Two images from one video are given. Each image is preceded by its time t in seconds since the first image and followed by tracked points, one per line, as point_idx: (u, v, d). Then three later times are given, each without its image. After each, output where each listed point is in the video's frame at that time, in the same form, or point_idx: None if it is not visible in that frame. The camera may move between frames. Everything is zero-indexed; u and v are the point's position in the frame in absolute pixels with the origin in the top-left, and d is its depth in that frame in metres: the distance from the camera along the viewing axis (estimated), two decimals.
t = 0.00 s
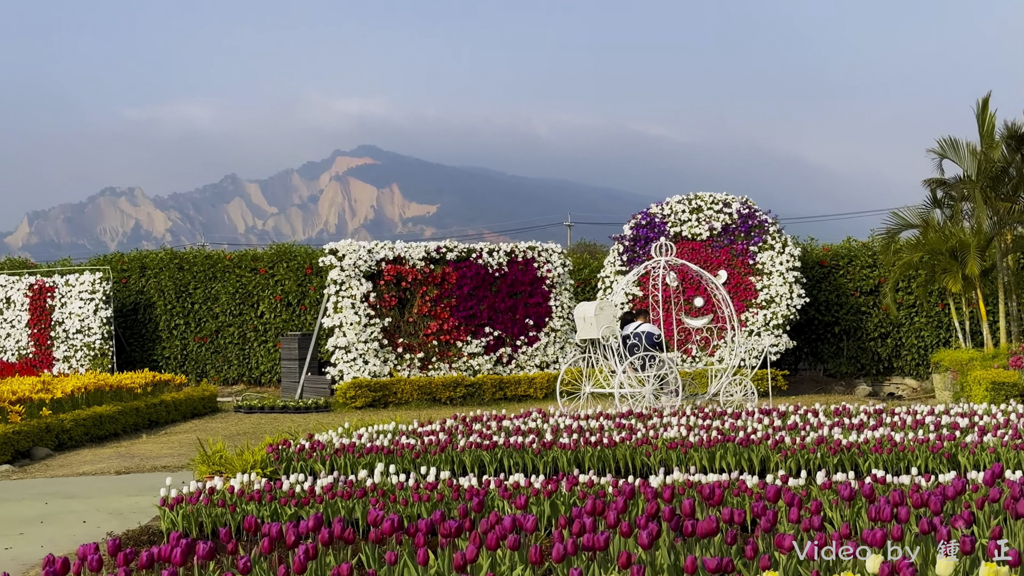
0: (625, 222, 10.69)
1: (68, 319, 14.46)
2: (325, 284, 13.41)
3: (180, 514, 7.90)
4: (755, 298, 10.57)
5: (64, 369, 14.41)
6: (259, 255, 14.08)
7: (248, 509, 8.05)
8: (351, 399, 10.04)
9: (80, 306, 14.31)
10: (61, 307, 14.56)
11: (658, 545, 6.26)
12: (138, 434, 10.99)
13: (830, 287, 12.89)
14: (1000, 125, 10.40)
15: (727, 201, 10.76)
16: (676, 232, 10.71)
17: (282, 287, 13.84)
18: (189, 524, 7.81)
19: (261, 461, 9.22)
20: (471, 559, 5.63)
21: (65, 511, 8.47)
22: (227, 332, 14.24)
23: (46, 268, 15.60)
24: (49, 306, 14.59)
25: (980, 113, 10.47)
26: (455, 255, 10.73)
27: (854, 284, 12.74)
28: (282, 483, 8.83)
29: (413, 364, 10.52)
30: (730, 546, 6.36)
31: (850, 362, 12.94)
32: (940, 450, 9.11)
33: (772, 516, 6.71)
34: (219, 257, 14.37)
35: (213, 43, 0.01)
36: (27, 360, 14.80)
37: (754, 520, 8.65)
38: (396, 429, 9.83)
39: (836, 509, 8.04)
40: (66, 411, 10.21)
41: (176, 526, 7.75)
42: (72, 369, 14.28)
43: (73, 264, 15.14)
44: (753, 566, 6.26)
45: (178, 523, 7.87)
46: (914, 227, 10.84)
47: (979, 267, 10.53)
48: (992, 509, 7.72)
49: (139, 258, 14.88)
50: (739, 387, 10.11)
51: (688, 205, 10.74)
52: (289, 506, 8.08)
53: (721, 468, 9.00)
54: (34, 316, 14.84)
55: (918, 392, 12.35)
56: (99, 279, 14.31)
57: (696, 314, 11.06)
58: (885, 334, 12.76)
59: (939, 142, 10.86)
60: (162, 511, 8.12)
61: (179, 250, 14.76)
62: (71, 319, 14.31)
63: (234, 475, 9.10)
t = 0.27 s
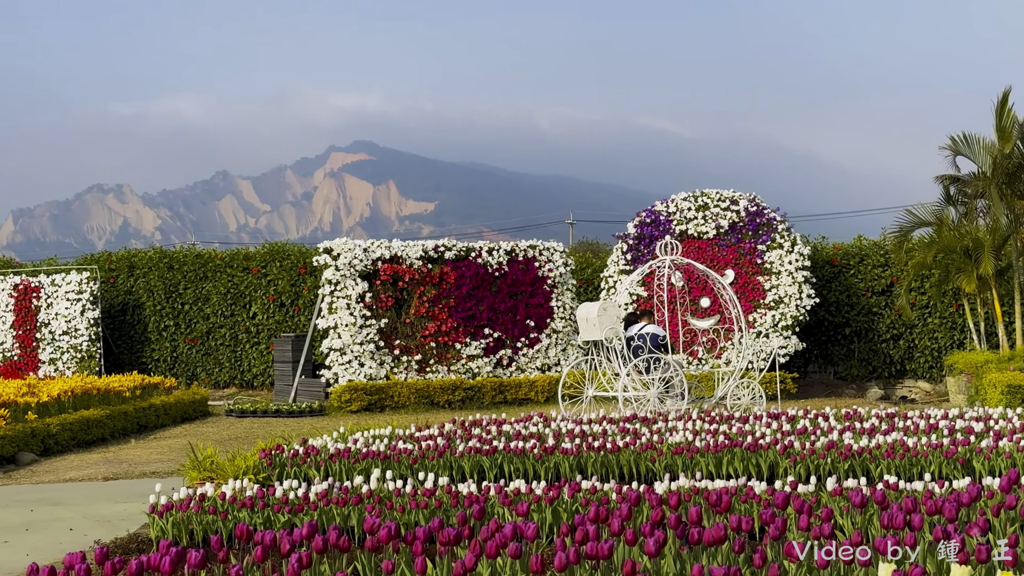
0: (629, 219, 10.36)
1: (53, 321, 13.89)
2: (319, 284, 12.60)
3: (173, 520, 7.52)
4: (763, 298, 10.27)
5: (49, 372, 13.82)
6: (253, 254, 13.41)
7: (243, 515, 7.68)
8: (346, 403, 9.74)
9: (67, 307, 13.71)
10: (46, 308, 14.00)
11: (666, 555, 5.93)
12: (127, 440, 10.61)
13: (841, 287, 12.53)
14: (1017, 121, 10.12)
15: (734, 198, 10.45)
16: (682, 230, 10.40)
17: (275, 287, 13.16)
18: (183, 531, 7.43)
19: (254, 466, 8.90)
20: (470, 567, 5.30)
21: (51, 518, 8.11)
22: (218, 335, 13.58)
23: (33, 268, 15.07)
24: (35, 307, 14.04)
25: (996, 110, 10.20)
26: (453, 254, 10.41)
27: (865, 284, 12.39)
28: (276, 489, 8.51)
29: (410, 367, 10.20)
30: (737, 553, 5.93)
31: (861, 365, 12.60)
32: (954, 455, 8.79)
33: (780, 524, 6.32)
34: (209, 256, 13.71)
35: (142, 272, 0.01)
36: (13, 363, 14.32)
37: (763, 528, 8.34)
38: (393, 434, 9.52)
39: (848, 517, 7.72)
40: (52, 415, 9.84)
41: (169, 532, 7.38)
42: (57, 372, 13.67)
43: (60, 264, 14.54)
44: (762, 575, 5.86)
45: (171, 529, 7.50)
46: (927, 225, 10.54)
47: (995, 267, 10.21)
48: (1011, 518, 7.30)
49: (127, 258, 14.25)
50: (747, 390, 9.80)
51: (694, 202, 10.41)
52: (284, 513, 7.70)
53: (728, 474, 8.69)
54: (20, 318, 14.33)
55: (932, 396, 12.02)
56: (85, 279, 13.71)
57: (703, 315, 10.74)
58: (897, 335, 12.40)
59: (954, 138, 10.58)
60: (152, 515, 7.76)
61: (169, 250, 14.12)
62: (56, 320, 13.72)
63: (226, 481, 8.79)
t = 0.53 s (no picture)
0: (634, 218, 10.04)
1: (37, 322, 13.21)
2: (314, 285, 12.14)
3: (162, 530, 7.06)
4: (773, 299, 9.96)
5: (33, 376, 13.10)
6: (244, 254, 12.65)
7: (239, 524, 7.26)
8: (341, 407, 9.41)
9: (52, 308, 13.06)
10: (30, 309, 13.28)
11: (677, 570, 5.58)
12: (115, 445, 10.22)
13: (852, 288, 12.16)
14: None
15: (742, 196, 10.13)
16: (688, 228, 10.09)
17: (268, 288, 12.45)
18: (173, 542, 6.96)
19: (246, 473, 8.59)
20: None
21: (36, 527, 7.72)
22: (208, 337, 12.84)
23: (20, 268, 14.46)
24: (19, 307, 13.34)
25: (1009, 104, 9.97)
26: (452, 253, 10.10)
27: (878, 284, 12.04)
28: (268, 497, 8.19)
29: (408, 370, 9.89)
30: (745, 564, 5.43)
31: (873, 368, 12.28)
32: (971, 462, 8.47)
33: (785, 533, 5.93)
34: (200, 256, 12.94)
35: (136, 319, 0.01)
36: None
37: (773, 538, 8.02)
38: (389, 439, 9.22)
39: (861, 525, 7.39)
40: (38, 420, 9.41)
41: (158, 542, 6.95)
42: (42, 376, 12.97)
43: (46, 263, 13.80)
44: None
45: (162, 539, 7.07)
46: (941, 225, 10.23)
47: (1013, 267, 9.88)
48: None
49: (114, 256, 13.47)
50: (755, 394, 9.49)
51: (701, 199, 10.10)
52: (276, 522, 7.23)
53: (737, 481, 8.37)
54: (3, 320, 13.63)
55: (945, 400, 11.69)
56: (73, 279, 13.04)
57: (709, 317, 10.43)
58: (911, 337, 12.06)
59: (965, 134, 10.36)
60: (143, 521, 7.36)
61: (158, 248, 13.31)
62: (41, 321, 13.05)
63: (217, 488, 8.45)
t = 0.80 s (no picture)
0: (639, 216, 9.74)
1: (21, 324, 12.85)
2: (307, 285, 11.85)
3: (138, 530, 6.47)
4: (782, 300, 9.63)
5: (17, 379, 12.74)
6: (234, 252, 12.34)
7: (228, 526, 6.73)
8: (336, 411, 9.08)
9: (37, 309, 12.70)
10: (13, 310, 12.94)
11: None
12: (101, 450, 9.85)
13: (866, 288, 11.87)
14: None
15: (750, 193, 9.82)
16: (694, 226, 9.77)
17: (259, 287, 12.16)
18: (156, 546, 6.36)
19: (238, 480, 8.26)
20: None
21: (20, 535, 7.33)
22: (196, 338, 12.52)
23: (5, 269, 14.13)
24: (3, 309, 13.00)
25: None
26: (451, 252, 9.78)
27: (892, 285, 11.73)
28: (260, 504, 7.87)
29: (404, 373, 9.57)
30: (758, 574, 4.89)
31: (886, 371, 11.94)
32: (988, 468, 8.13)
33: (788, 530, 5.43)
34: (191, 255, 12.59)
35: (545, 157, 0.00)
36: None
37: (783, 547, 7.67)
38: (385, 445, 8.90)
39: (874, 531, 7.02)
40: (22, 424, 8.97)
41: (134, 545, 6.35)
42: (25, 378, 12.62)
43: (30, 264, 13.46)
44: None
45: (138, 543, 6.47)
46: (958, 223, 9.95)
47: None
48: None
49: (98, 256, 13.12)
50: (763, 398, 9.17)
51: (708, 196, 9.78)
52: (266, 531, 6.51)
53: (745, 488, 8.06)
54: None
55: (960, 404, 11.35)
56: (58, 279, 12.72)
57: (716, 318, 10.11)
58: (925, 340, 11.74)
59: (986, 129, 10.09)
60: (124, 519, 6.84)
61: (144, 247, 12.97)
62: (26, 323, 12.71)
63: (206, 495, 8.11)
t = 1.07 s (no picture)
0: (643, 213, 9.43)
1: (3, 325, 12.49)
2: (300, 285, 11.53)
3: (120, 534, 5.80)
4: (792, 301, 9.30)
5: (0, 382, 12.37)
6: (225, 251, 12.02)
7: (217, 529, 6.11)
8: (330, 416, 8.79)
9: (21, 310, 12.36)
10: None
11: None
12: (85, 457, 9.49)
13: (878, 288, 11.54)
14: None
15: (759, 189, 9.51)
16: (701, 224, 9.47)
17: (251, 288, 11.84)
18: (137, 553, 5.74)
19: (230, 487, 7.94)
20: None
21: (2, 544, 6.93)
22: (186, 339, 12.21)
23: None
24: None
25: None
26: (449, 251, 9.46)
27: (905, 285, 11.41)
28: (251, 512, 7.55)
29: (401, 377, 9.25)
30: None
31: (900, 374, 11.65)
32: (1006, 474, 7.81)
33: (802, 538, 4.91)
34: (179, 254, 12.28)
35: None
36: None
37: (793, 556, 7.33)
38: (382, 451, 8.59)
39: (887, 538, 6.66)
40: (6, 429, 8.55)
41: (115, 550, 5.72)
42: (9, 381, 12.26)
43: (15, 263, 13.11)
44: None
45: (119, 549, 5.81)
46: (975, 221, 9.63)
47: None
48: None
49: (85, 255, 12.80)
50: (772, 402, 8.86)
51: (715, 192, 9.47)
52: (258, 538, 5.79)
53: (754, 495, 7.74)
54: None
55: (977, 409, 11.03)
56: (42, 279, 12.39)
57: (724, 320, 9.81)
58: (940, 342, 11.43)
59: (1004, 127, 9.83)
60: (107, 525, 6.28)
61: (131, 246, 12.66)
62: (9, 324, 12.37)
63: (197, 503, 7.78)
